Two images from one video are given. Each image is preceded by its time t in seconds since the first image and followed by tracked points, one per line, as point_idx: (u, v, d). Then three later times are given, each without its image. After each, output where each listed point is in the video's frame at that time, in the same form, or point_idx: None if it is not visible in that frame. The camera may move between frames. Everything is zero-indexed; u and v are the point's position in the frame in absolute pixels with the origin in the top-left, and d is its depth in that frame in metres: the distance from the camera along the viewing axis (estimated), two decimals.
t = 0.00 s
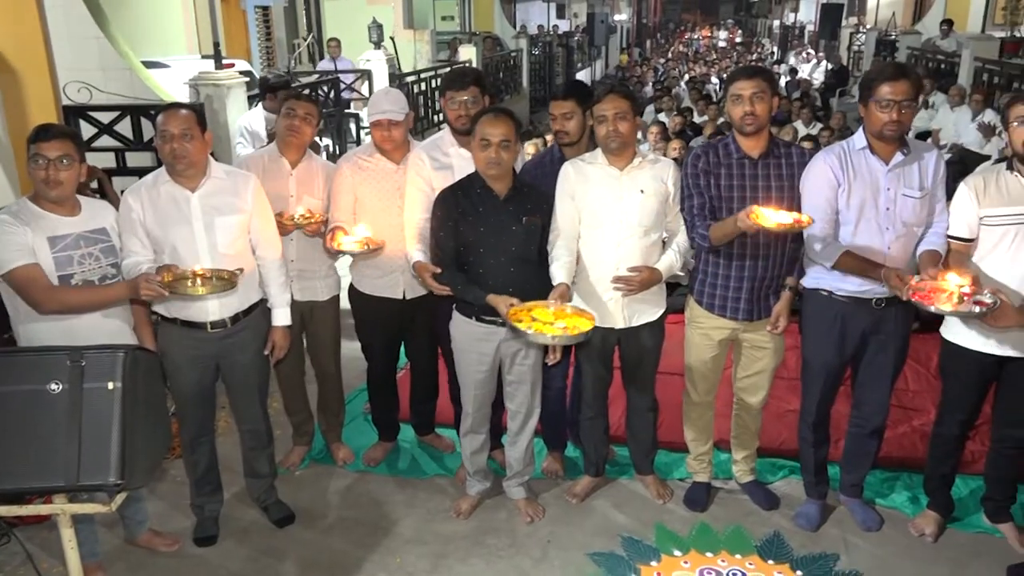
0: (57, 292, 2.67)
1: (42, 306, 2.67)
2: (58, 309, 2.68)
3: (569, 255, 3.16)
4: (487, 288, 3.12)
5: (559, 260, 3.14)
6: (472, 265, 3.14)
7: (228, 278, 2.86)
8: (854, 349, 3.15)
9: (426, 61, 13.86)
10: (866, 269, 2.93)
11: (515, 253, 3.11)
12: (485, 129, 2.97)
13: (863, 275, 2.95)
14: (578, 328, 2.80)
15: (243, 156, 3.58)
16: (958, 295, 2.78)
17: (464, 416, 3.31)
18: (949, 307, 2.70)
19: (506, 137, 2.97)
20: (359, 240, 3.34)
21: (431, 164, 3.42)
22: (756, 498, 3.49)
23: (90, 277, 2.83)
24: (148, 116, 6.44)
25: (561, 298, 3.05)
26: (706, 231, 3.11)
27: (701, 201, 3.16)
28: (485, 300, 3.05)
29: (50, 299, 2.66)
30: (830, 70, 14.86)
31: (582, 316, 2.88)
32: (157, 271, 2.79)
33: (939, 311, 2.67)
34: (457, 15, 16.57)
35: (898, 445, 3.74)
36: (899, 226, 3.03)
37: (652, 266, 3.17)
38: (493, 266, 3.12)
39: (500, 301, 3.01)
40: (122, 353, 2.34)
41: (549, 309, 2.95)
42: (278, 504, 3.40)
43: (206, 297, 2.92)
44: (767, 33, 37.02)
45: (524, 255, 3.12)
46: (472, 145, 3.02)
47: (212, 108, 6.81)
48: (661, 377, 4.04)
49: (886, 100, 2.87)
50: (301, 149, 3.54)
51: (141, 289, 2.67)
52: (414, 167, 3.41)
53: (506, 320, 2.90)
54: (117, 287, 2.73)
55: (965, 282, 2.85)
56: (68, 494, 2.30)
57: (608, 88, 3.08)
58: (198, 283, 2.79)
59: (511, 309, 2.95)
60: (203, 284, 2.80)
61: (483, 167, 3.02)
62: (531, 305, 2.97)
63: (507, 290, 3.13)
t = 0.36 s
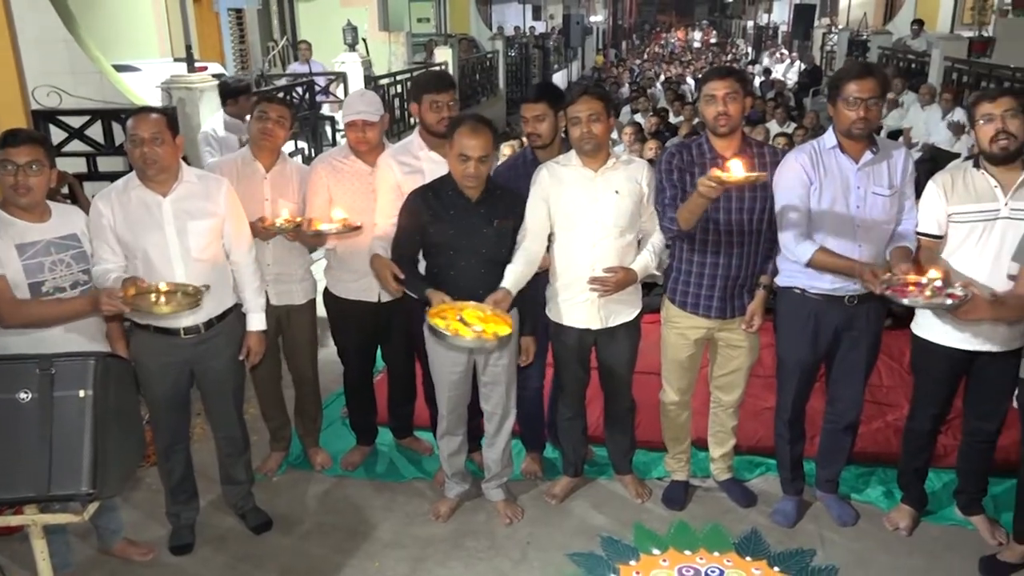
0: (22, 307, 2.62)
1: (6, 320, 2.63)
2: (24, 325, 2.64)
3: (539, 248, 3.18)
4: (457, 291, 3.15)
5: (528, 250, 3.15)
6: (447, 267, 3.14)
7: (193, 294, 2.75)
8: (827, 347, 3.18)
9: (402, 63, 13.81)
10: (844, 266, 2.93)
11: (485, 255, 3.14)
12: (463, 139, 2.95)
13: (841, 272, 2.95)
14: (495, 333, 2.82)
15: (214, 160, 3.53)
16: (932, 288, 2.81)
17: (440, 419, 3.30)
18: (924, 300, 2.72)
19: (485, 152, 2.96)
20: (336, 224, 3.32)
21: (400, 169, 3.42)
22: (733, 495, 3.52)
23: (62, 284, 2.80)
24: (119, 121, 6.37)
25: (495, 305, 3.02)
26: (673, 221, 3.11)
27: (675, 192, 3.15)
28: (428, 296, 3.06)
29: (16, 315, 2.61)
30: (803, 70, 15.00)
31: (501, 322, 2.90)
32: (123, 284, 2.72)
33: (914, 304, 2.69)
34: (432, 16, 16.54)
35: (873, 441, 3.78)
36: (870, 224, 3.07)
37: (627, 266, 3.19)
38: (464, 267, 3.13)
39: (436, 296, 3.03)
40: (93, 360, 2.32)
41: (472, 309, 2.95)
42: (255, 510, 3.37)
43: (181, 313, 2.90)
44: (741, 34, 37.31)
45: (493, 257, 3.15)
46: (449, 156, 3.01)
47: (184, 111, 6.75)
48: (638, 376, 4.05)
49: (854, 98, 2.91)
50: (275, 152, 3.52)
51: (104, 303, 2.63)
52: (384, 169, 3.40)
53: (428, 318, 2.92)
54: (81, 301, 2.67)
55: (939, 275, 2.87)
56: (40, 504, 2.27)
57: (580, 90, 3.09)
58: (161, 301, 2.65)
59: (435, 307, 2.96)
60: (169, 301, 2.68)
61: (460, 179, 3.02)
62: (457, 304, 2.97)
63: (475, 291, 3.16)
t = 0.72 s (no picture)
0: None
1: None
2: None
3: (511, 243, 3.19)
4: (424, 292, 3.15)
5: (499, 248, 3.16)
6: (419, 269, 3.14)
7: (114, 305, 2.69)
8: (796, 343, 3.22)
9: (373, 63, 13.75)
10: (782, 262, 3.03)
11: (451, 255, 3.13)
12: (431, 140, 2.95)
13: (780, 268, 3.05)
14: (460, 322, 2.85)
15: (182, 163, 3.49)
16: (858, 288, 2.84)
17: (413, 420, 3.29)
18: (845, 301, 2.76)
19: (452, 152, 2.95)
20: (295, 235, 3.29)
21: (367, 171, 3.39)
22: (705, 491, 3.55)
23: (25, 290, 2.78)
24: (84, 123, 6.27)
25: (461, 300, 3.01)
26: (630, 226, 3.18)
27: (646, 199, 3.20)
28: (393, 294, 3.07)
29: None
30: (772, 69, 15.16)
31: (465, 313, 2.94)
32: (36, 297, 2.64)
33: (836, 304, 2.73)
34: (404, 17, 16.48)
35: (842, 435, 3.82)
36: (835, 222, 3.11)
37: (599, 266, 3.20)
38: (431, 268, 3.14)
39: (403, 292, 3.05)
40: (58, 367, 2.30)
41: (439, 305, 2.97)
42: (227, 515, 3.34)
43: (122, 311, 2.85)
44: (712, 34, 37.64)
45: (461, 257, 3.15)
46: (418, 158, 3.00)
47: (151, 113, 6.68)
48: (612, 375, 4.11)
49: (820, 96, 2.95)
50: (244, 154, 3.48)
51: (14, 309, 2.57)
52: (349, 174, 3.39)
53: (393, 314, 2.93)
54: None
55: (868, 275, 2.91)
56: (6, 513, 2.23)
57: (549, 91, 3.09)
58: (76, 311, 2.59)
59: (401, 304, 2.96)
60: (85, 311, 2.61)
61: (428, 179, 3.01)
62: (423, 301, 2.99)
63: (444, 292, 3.17)
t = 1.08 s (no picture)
0: None
1: None
2: None
3: (487, 256, 3.21)
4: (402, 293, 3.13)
5: (478, 254, 3.19)
6: (394, 272, 3.13)
7: (60, 305, 2.63)
8: (769, 343, 3.25)
9: (348, 65, 13.68)
10: (750, 258, 3.00)
11: (434, 259, 3.13)
12: (406, 142, 2.94)
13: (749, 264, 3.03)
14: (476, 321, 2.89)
15: (153, 165, 3.45)
16: (823, 278, 2.85)
17: (389, 423, 3.28)
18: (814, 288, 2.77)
19: (429, 153, 2.95)
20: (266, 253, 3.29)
21: (342, 175, 3.38)
22: (680, 491, 3.57)
23: None
24: (52, 125, 6.18)
25: (461, 300, 3.06)
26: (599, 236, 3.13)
27: (619, 209, 3.18)
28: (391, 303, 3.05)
29: None
30: (746, 72, 15.29)
31: (478, 312, 2.97)
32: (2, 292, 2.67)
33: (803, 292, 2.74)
34: (379, 19, 16.44)
35: (814, 434, 3.87)
36: (806, 223, 3.15)
37: (573, 267, 3.22)
38: (412, 271, 3.12)
39: (404, 301, 3.02)
40: (24, 374, 2.28)
41: (448, 307, 2.98)
42: (201, 521, 3.31)
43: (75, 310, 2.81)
44: (686, 37, 37.90)
45: (441, 261, 3.15)
46: (394, 161, 2.99)
47: (121, 116, 6.60)
48: (586, 377, 4.10)
49: (790, 99, 2.98)
50: (217, 157, 3.45)
51: None
52: (324, 179, 3.37)
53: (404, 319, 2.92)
54: None
55: (830, 268, 2.93)
56: None
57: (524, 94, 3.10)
58: (20, 305, 2.57)
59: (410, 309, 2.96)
60: (29, 306, 2.58)
61: (407, 182, 3.01)
62: (430, 305, 3.00)
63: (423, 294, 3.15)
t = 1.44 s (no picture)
0: None
1: None
2: None
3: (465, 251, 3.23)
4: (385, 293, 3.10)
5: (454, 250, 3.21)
6: (369, 272, 3.11)
7: (79, 313, 2.68)
8: (742, 339, 3.29)
9: (321, 66, 13.60)
10: (749, 261, 3.06)
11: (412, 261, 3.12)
12: (384, 143, 2.93)
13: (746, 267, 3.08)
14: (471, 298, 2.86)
15: (121, 167, 3.41)
16: (827, 281, 2.86)
17: (365, 425, 3.28)
18: (820, 294, 2.81)
19: (407, 153, 2.93)
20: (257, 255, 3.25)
21: (315, 174, 3.37)
22: (656, 487, 3.60)
23: None
24: (17, 127, 6.07)
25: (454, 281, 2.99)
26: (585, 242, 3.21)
27: (588, 209, 3.22)
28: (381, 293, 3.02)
29: None
30: (717, 71, 15.41)
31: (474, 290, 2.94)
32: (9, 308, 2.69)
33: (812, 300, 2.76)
34: (352, 18, 16.35)
35: (788, 428, 3.91)
36: (778, 220, 3.18)
37: (547, 265, 3.23)
38: (392, 274, 3.11)
39: (394, 288, 2.96)
40: None
41: (443, 288, 2.95)
42: (175, 527, 3.28)
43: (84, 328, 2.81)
44: (659, 36, 38.11)
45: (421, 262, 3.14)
46: (374, 163, 2.98)
47: (89, 117, 6.51)
48: (562, 375, 4.15)
49: (759, 97, 3.02)
50: (186, 158, 3.42)
51: None
52: (297, 177, 3.35)
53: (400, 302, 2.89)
54: None
55: (834, 268, 2.93)
56: None
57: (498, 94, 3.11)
58: (42, 318, 2.63)
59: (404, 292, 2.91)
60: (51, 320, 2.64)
61: (387, 183, 2.99)
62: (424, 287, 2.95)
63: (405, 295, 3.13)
